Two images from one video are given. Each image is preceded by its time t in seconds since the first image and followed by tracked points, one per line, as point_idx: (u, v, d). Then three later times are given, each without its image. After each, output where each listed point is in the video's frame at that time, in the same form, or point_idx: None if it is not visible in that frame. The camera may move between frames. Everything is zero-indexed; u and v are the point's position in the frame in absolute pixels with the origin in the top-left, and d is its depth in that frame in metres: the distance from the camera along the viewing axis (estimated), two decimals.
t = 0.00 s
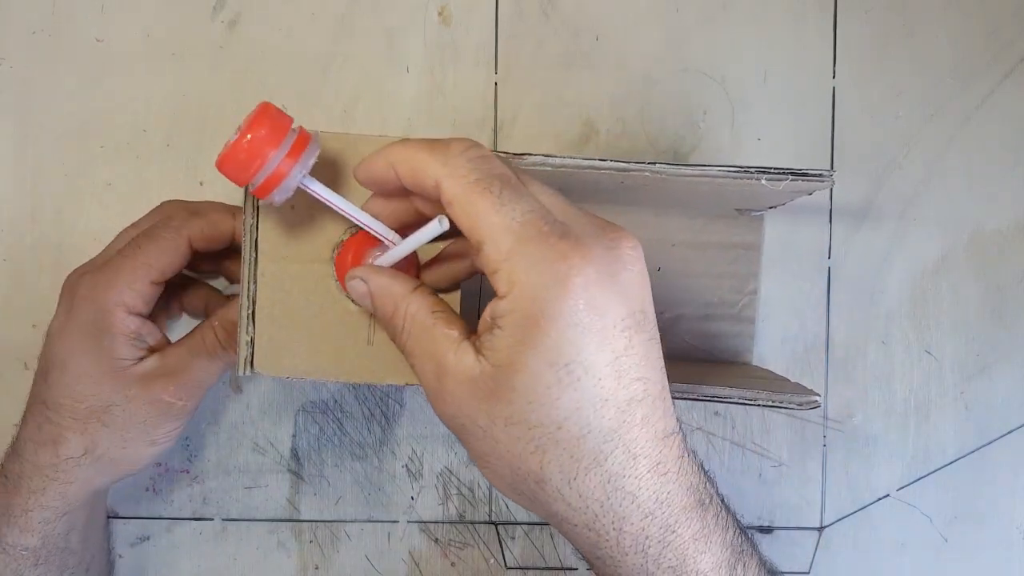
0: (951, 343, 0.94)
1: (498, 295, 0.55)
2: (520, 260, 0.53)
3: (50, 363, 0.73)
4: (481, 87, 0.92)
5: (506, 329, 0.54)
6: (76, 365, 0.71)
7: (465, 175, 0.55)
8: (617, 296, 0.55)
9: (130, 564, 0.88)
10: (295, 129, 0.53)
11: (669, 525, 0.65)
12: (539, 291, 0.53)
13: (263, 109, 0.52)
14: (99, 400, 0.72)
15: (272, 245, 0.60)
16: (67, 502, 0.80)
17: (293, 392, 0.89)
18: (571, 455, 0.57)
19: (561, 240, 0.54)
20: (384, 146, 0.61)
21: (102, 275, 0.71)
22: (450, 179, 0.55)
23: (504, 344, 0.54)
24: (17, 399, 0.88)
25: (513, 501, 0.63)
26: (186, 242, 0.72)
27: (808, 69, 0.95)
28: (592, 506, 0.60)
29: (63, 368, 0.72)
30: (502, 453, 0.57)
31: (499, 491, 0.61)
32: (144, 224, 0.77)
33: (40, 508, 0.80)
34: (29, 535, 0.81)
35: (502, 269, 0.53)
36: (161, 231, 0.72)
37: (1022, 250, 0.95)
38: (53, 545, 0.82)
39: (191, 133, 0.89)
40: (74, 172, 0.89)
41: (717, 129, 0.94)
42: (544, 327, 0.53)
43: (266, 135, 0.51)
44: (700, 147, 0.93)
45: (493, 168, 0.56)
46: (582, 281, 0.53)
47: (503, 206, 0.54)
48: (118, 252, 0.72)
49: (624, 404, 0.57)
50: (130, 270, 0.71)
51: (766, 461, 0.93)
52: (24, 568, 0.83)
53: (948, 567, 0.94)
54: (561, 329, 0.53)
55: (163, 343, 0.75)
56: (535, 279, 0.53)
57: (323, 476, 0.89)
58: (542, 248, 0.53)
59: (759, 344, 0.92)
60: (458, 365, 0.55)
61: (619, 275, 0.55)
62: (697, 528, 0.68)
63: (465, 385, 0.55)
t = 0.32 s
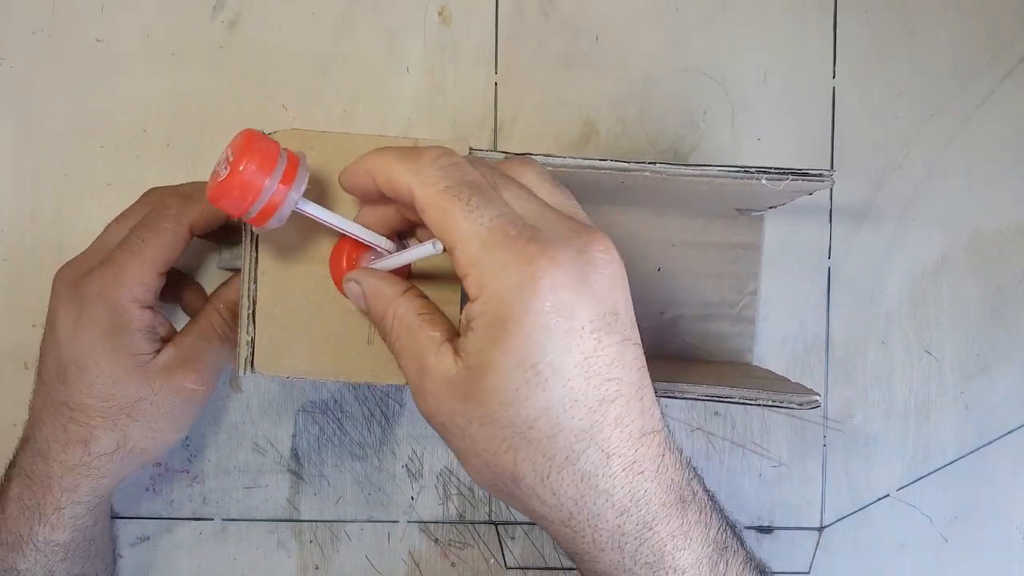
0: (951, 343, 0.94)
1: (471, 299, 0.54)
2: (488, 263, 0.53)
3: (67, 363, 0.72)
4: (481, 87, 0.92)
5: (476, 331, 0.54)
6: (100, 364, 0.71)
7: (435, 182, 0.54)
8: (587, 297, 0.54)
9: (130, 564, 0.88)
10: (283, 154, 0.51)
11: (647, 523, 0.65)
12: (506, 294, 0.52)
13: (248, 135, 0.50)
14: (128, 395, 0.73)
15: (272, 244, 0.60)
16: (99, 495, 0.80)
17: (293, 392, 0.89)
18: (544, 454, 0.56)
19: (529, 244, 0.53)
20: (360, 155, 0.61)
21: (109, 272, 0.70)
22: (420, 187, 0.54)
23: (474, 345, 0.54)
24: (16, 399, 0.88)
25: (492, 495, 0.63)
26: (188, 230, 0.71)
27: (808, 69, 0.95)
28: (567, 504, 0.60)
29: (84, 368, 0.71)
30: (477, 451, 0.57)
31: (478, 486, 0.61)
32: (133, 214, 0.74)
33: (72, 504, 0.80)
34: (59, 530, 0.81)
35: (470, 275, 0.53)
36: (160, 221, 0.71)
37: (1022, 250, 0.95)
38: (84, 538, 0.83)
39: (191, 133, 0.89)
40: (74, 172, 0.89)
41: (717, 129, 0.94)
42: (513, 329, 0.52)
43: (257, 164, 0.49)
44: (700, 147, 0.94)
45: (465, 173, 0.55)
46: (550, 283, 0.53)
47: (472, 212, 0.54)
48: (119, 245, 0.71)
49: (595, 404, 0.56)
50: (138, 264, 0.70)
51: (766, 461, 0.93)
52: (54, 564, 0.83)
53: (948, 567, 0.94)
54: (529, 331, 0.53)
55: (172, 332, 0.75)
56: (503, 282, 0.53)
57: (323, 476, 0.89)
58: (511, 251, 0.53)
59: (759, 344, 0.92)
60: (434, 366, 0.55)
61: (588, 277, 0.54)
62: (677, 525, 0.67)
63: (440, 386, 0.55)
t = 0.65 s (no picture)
0: (951, 343, 0.94)
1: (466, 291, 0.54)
2: (483, 253, 0.53)
3: (47, 407, 0.71)
4: (481, 87, 0.92)
5: (472, 323, 0.53)
6: (81, 412, 0.70)
7: (429, 174, 0.54)
8: (582, 287, 0.54)
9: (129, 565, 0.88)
10: (284, 160, 0.51)
11: (651, 515, 0.65)
12: (501, 284, 0.52)
13: (249, 141, 0.50)
14: (108, 443, 0.72)
15: (272, 244, 0.60)
16: (79, 528, 0.80)
17: (294, 392, 0.89)
18: (546, 447, 0.56)
19: (522, 234, 0.53)
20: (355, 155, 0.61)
21: (94, 314, 0.68)
22: (414, 178, 0.54)
23: (473, 339, 0.53)
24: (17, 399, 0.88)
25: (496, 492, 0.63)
26: (184, 267, 0.69)
27: (808, 69, 0.95)
28: (571, 498, 0.59)
29: (63, 414, 0.70)
30: (481, 446, 0.56)
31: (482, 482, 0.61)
32: (130, 241, 0.73)
33: (51, 539, 0.79)
34: (38, 562, 0.80)
35: (465, 265, 0.53)
36: (152, 260, 0.68)
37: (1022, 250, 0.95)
38: (65, 567, 0.82)
39: (191, 133, 0.89)
40: (75, 173, 0.89)
41: (717, 129, 0.94)
42: (510, 320, 0.52)
43: (259, 171, 0.49)
44: (700, 147, 0.94)
45: (459, 165, 0.55)
46: (544, 272, 0.52)
47: (465, 202, 0.54)
48: (106, 283, 0.68)
49: (596, 395, 0.56)
50: (125, 307, 0.68)
51: (766, 461, 0.93)
52: None
53: (948, 567, 0.94)
54: (527, 322, 0.52)
55: (162, 373, 0.73)
56: (497, 271, 0.52)
57: (323, 476, 0.89)
58: (504, 241, 0.52)
59: (759, 344, 0.92)
60: (434, 362, 0.55)
61: (582, 267, 0.54)
62: (681, 517, 0.67)
63: (442, 382, 0.55)
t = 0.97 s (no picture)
0: (951, 343, 0.94)
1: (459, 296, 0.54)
2: (476, 259, 0.53)
3: (64, 384, 0.70)
4: (481, 87, 0.92)
5: (465, 329, 0.53)
6: (100, 389, 0.70)
7: (423, 178, 0.55)
8: (574, 288, 0.54)
9: (129, 565, 0.88)
10: (285, 168, 0.51)
11: (650, 516, 0.65)
12: (494, 290, 0.52)
13: (250, 152, 0.50)
14: (126, 421, 0.72)
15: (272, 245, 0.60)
16: (89, 506, 0.79)
17: (294, 393, 0.89)
18: (543, 448, 0.56)
19: (514, 239, 0.53)
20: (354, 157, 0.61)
21: (114, 294, 0.68)
22: (408, 183, 0.55)
23: (466, 346, 0.53)
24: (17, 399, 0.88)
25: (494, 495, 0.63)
26: (199, 245, 0.68)
27: (808, 69, 0.94)
28: (570, 500, 0.59)
29: (82, 391, 0.70)
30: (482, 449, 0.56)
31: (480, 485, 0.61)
32: (145, 217, 0.71)
33: (62, 516, 0.79)
34: (47, 540, 0.80)
35: (458, 271, 0.53)
36: (169, 238, 0.67)
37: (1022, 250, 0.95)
38: (71, 546, 0.82)
39: (191, 133, 0.89)
40: (75, 173, 0.89)
41: (717, 129, 0.94)
42: (503, 323, 0.52)
43: (263, 184, 0.49)
44: (700, 147, 0.94)
45: (453, 170, 0.55)
46: (537, 277, 0.52)
47: (458, 207, 0.54)
48: (125, 262, 0.68)
49: (591, 396, 0.56)
50: (145, 286, 0.68)
51: (766, 461, 0.93)
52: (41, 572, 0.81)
53: (948, 567, 0.94)
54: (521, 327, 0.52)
55: (179, 352, 0.73)
56: (490, 277, 0.52)
57: (323, 476, 0.89)
58: (496, 247, 0.53)
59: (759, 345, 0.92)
60: (432, 369, 0.55)
61: (574, 270, 0.54)
62: (681, 518, 0.67)
63: (438, 388, 0.55)
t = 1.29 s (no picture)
0: (951, 343, 0.94)
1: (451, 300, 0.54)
2: (465, 266, 0.52)
3: (80, 374, 0.70)
4: (481, 87, 0.92)
5: (458, 333, 0.53)
6: (117, 377, 0.70)
7: (412, 186, 0.54)
8: (566, 296, 0.53)
9: (129, 565, 0.88)
10: (292, 165, 0.51)
11: (642, 522, 0.64)
12: (483, 297, 0.52)
13: (258, 147, 0.50)
14: (147, 407, 0.73)
15: (272, 245, 0.60)
16: (112, 492, 0.80)
17: (294, 392, 0.89)
18: (533, 454, 0.56)
19: (503, 247, 0.52)
20: (353, 161, 0.61)
21: (123, 282, 0.67)
22: (398, 191, 0.54)
23: (458, 350, 0.53)
24: (17, 398, 0.88)
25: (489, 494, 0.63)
26: (203, 232, 0.67)
27: (808, 68, 0.94)
28: (560, 503, 0.60)
29: (99, 380, 0.70)
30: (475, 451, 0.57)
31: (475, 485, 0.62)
32: (150, 206, 0.69)
33: (85, 502, 0.79)
34: (70, 526, 0.81)
35: (448, 277, 0.53)
36: (173, 223, 0.66)
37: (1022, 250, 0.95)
38: (92, 532, 0.83)
39: (191, 133, 0.89)
40: (75, 172, 0.89)
41: (717, 129, 0.94)
42: (492, 330, 0.52)
43: (271, 179, 0.49)
44: (700, 147, 0.94)
45: (445, 176, 0.55)
46: (526, 284, 0.52)
47: (447, 215, 0.53)
48: (131, 250, 0.67)
49: (582, 402, 0.56)
50: (153, 273, 0.67)
51: (766, 461, 0.93)
52: (62, 558, 0.82)
53: (948, 567, 0.94)
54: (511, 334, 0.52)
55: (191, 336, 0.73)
56: (479, 284, 0.52)
57: (323, 476, 0.89)
58: (486, 254, 0.52)
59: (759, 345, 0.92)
60: (430, 369, 0.55)
61: (566, 276, 0.53)
62: (674, 524, 0.67)
63: (435, 391, 0.55)
